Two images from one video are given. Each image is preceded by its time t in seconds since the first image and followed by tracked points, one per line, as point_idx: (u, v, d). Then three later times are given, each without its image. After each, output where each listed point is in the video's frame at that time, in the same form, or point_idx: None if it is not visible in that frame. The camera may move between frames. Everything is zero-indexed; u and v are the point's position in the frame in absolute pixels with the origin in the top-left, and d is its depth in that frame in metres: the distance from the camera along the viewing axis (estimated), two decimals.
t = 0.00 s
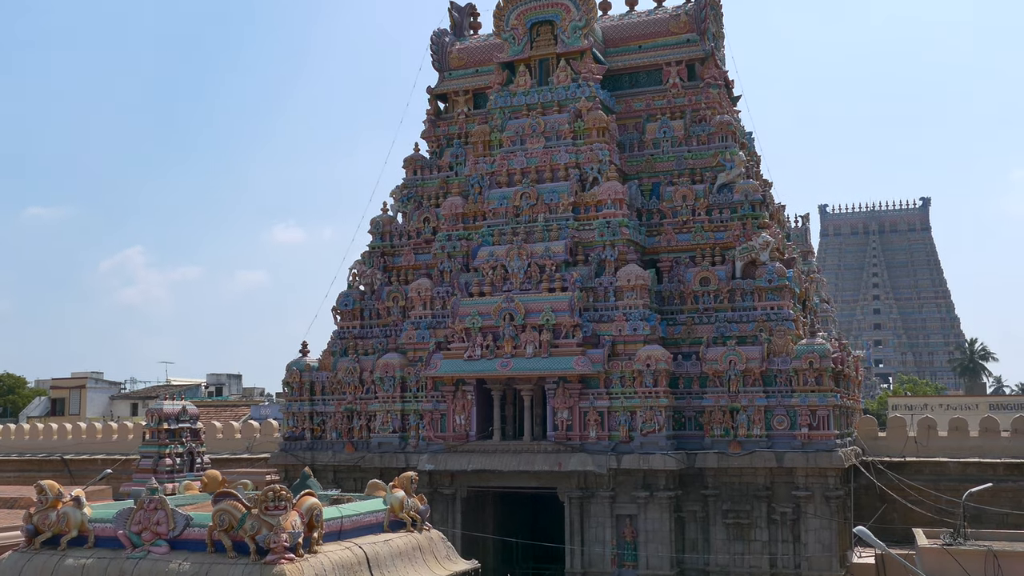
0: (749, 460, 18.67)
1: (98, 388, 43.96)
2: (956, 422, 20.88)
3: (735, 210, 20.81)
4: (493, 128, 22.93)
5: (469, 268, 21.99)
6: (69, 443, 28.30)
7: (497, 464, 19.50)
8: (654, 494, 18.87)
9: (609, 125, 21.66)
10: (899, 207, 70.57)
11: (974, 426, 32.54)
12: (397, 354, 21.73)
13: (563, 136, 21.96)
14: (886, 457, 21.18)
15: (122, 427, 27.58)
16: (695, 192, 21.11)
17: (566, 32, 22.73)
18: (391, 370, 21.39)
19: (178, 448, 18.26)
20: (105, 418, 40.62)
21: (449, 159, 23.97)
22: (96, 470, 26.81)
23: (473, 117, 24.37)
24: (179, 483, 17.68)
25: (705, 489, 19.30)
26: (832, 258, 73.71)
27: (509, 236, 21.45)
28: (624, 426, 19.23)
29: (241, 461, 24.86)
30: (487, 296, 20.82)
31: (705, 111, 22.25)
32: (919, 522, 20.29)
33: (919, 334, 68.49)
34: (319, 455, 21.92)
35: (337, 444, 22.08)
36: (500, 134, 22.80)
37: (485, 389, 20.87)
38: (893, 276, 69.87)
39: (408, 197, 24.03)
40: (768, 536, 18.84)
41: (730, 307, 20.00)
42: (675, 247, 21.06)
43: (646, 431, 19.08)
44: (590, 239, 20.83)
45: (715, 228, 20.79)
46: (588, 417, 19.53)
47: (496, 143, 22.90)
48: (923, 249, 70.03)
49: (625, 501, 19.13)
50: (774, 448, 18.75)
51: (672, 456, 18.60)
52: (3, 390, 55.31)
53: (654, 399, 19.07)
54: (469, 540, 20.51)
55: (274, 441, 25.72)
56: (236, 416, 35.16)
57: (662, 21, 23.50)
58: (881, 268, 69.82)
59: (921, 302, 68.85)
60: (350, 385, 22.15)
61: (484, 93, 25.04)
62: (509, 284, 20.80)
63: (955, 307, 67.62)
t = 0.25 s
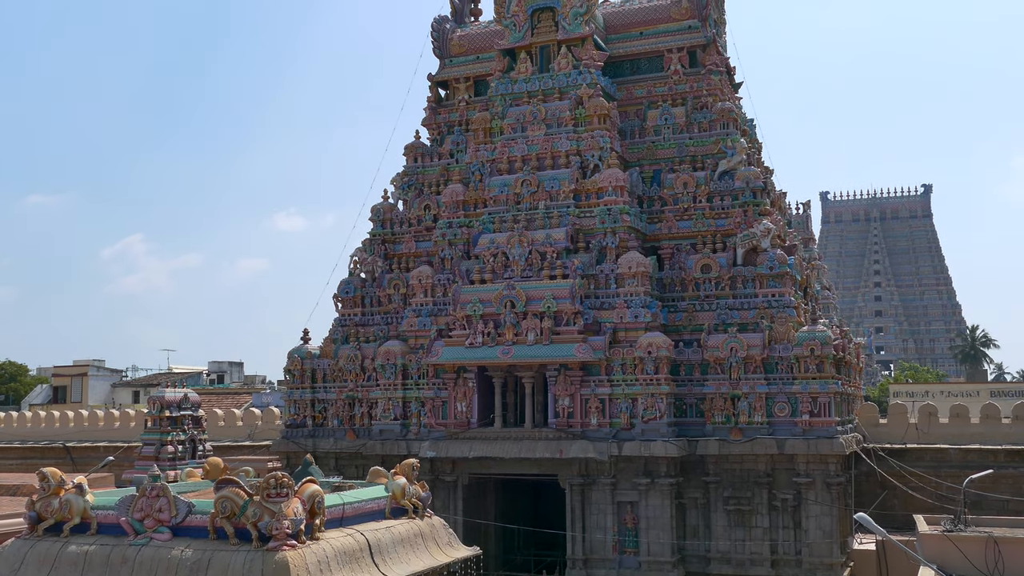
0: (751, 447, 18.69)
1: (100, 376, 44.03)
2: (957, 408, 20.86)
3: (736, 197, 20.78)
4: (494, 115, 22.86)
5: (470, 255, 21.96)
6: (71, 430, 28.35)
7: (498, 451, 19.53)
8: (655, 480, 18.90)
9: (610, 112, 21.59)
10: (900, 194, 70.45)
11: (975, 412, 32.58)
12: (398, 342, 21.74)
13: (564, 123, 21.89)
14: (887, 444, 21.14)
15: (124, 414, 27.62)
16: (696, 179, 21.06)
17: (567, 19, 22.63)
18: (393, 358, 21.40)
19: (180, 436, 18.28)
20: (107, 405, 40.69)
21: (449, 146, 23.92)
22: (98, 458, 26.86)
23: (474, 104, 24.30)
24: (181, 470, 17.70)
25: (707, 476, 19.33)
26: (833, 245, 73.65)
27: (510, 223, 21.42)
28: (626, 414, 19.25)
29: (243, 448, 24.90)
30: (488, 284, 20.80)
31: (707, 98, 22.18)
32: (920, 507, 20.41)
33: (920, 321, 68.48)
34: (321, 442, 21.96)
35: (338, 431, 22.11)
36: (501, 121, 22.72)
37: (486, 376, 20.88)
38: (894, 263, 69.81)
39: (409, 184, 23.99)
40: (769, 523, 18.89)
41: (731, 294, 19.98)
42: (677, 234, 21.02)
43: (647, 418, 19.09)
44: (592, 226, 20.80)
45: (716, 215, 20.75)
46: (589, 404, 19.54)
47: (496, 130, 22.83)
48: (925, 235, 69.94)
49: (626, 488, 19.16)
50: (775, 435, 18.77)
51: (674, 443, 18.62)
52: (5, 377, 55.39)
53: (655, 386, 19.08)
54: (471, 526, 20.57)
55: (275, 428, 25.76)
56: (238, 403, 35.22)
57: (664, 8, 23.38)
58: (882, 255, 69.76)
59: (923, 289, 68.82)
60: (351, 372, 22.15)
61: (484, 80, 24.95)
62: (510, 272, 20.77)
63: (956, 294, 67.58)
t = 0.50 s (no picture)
0: (751, 432, 18.68)
1: (102, 362, 44.11)
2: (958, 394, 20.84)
3: (738, 183, 20.74)
4: (495, 101, 22.79)
5: (471, 242, 21.93)
6: (73, 416, 28.40)
7: (500, 437, 19.56)
8: (657, 466, 18.94)
9: (612, 97, 21.52)
10: (902, 179, 70.31)
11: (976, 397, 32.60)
12: (400, 328, 21.76)
13: (565, 109, 21.81)
14: (888, 430, 21.17)
15: (126, 401, 27.66)
16: (698, 165, 21.01)
17: (568, 4, 22.53)
18: (394, 344, 21.42)
19: (182, 422, 18.30)
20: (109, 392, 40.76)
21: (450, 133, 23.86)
22: (100, 444, 26.92)
23: (475, 90, 24.22)
24: (183, 456, 17.73)
25: (708, 462, 19.36)
26: (835, 231, 73.57)
27: (512, 209, 21.38)
28: (627, 399, 19.27)
29: (245, 434, 24.95)
30: (490, 270, 20.78)
31: (708, 84, 22.02)
32: (921, 493, 20.41)
33: (921, 307, 68.45)
34: (322, 428, 21.99)
35: (340, 417, 22.15)
36: (502, 108, 22.64)
37: (487, 362, 20.90)
38: (896, 248, 69.75)
39: (410, 170, 23.94)
40: (770, 508, 18.92)
41: (732, 281, 19.96)
42: (678, 220, 20.98)
43: (649, 404, 19.11)
44: (593, 212, 20.77)
45: (718, 201, 20.72)
46: (591, 389, 19.55)
47: (497, 117, 22.76)
48: (926, 221, 69.84)
49: (627, 474, 19.20)
50: (776, 421, 18.78)
51: (675, 429, 18.63)
52: (7, 363, 55.49)
53: (656, 372, 19.10)
54: (473, 512, 20.64)
55: (277, 414, 25.80)
56: (239, 389, 35.28)
57: None
58: (884, 241, 69.70)
59: (924, 275, 68.78)
60: (353, 359, 22.17)
61: (485, 66, 24.86)
62: (511, 258, 20.75)
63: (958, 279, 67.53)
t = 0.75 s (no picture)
0: (754, 417, 18.71)
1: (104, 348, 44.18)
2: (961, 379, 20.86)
3: (740, 168, 20.70)
4: (497, 86, 22.69)
5: (473, 227, 21.91)
6: (76, 402, 28.45)
7: (502, 422, 19.58)
8: (658, 451, 18.97)
9: (613, 82, 21.45)
10: (905, 164, 70.15)
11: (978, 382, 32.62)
12: (401, 314, 21.72)
13: (567, 94, 21.74)
14: (890, 415, 21.18)
15: (128, 386, 27.70)
16: (700, 150, 20.94)
17: None
18: (396, 330, 21.41)
19: (185, 408, 18.33)
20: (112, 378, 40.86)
21: (452, 118, 23.80)
22: (103, 429, 26.98)
23: (476, 75, 24.12)
24: (186, 441, 17.77)
25: (710, 447, 19.38)
26: (837, 216, 73.46)
27: (514, 194, 21.33)
28: (629, 384, 19.27)
29: (248, 420, 25.00)
30: (491, 256, 20.77)
31: (710, 68, 21.97)
32: (922, 478, 20.48)
33: (923, 292, 68.40)
34: (325, 414, 22.02)
35: (342, 403, 22.18)
36: (503, 93, 22.56)
37: (489, 347, 20.90)
38: (898, 234, 69.66)
39: (411, 156, 23.88)
40: (772, 493, 18.93)
41: (734, 266, 19.94)
42: (680, 205, 20.93)
43: (651, 389, 19.11)
44: (595, 197, 20.74)
45: (720, 185, 20.68)
46: (593, 375, 19.57)
47: (499, 102, 22.66)
48: (929, 206, 69.71)
49: (629, 459, 19.22)
50: (778, 406, 18.81)
51: (677, 414, 18.69)
52: (10, 349, 55.60)
53: (658, 357, 19.11)
54: (475, 497, 20.68)
55: (280, 400, 25.85)
56: (242, 375, 35.35)
57: None
58: (886, 226, 69.60)
59: (926, 260, 68.71)
60: (355, 344, 22.18)
61: (487, 50, 24.76)
62: (513, 244, 20.72)
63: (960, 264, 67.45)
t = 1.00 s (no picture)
0: (756, 403, 18.72)
1: (107, 334, 44.25)
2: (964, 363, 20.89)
3: (743, 152, 20.62)
4: (499, 71, 22.58)
5: (475, 212, 21.88)
6: (80, 387, 28.52)
7: (505, 407, 19.59)
8: (661, 436, 18.95)
9: (616, 67, 21.38)
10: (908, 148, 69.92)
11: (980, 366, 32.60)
12: (404, 299, 21.72)
13: (569, 79, 21.67)
14: (893, 399, 21.19)
15: (132, 371, 27.75)
16: (703, 134, 20.86)
17: None
18: (399, 315, 21.43)
19: (188, 393, 18.37)
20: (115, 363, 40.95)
21: (454, 103, 23.71)
22: (107, 414, 27.05)
23: (479, 59, 24.01)
24: (189, 427, 17.80)
25: (713, 431, 19.35)
26: (840, 200, 73.29)
27: (516, 179, 21.27)
28: (631, 369, 19.27)
29: (251, 405, 25.05)
30: (494, 241, 20.73)
31: (713, 52, 21.87)
32: (925, 462, 20.49)
33: (926, 277, 68.31)
34: (327, 399, 22.04)
35: (345, 388, 22.21)
36: (505, 77, 22.46)
37: (492, 332, 20.91)
38: (901, 218, 69.53)
39: (413, 141, 23.80)
40: (775, 477, 18.95)
41: (737, 251, 19.90)
42: (683, 189, 20.87)
43: (653, 373, 19.12)
44: (597, 182, 20.69)
45: (723, 170, 20.61)
46: (595, 359, 19.59)
47: (501, 86, 22.56)
48: (932, 190, 69.52)
49: (632, 444, 19.23)
50: (781, 390, 18.81)
51: (679, 399, 18.72)
52: (14, 335, 55.71)
53: (661, 342, 19.11)
54: (478, 481, 20.72)
55: (283, 385, 25.89)
56: (245, 360, 35.40)
57: None
58: (890, 211, 69.46)
59: (930, 245, 68.58)
60: (357, 329, 22.19)
61: (489, 35, 24.64)
62: (516, 229, 20.69)
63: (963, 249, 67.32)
